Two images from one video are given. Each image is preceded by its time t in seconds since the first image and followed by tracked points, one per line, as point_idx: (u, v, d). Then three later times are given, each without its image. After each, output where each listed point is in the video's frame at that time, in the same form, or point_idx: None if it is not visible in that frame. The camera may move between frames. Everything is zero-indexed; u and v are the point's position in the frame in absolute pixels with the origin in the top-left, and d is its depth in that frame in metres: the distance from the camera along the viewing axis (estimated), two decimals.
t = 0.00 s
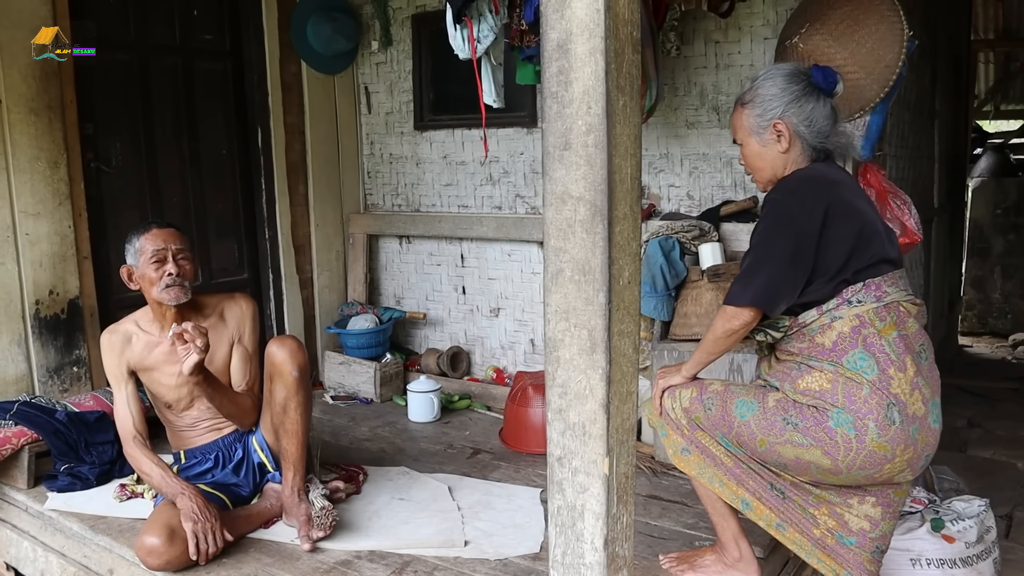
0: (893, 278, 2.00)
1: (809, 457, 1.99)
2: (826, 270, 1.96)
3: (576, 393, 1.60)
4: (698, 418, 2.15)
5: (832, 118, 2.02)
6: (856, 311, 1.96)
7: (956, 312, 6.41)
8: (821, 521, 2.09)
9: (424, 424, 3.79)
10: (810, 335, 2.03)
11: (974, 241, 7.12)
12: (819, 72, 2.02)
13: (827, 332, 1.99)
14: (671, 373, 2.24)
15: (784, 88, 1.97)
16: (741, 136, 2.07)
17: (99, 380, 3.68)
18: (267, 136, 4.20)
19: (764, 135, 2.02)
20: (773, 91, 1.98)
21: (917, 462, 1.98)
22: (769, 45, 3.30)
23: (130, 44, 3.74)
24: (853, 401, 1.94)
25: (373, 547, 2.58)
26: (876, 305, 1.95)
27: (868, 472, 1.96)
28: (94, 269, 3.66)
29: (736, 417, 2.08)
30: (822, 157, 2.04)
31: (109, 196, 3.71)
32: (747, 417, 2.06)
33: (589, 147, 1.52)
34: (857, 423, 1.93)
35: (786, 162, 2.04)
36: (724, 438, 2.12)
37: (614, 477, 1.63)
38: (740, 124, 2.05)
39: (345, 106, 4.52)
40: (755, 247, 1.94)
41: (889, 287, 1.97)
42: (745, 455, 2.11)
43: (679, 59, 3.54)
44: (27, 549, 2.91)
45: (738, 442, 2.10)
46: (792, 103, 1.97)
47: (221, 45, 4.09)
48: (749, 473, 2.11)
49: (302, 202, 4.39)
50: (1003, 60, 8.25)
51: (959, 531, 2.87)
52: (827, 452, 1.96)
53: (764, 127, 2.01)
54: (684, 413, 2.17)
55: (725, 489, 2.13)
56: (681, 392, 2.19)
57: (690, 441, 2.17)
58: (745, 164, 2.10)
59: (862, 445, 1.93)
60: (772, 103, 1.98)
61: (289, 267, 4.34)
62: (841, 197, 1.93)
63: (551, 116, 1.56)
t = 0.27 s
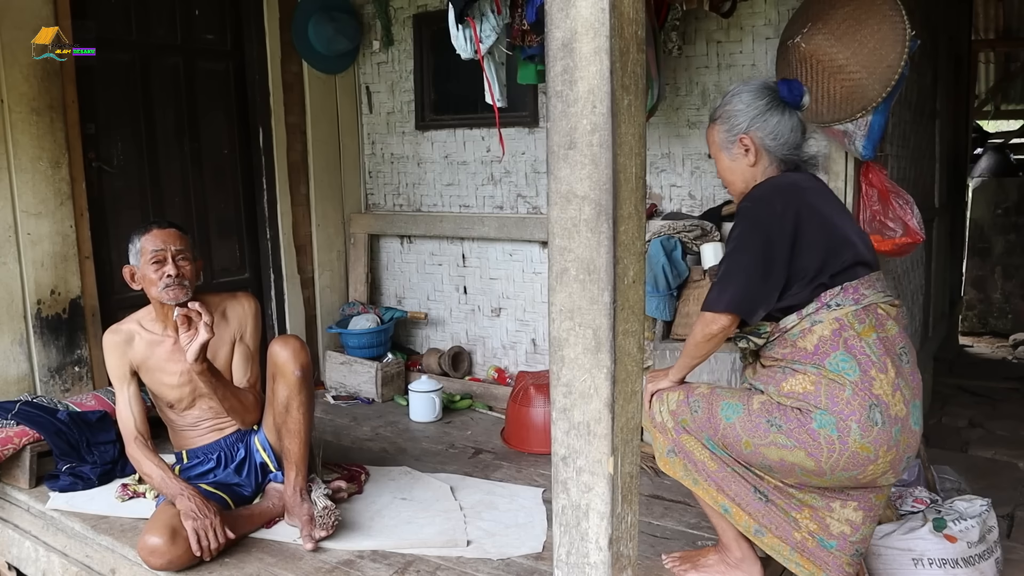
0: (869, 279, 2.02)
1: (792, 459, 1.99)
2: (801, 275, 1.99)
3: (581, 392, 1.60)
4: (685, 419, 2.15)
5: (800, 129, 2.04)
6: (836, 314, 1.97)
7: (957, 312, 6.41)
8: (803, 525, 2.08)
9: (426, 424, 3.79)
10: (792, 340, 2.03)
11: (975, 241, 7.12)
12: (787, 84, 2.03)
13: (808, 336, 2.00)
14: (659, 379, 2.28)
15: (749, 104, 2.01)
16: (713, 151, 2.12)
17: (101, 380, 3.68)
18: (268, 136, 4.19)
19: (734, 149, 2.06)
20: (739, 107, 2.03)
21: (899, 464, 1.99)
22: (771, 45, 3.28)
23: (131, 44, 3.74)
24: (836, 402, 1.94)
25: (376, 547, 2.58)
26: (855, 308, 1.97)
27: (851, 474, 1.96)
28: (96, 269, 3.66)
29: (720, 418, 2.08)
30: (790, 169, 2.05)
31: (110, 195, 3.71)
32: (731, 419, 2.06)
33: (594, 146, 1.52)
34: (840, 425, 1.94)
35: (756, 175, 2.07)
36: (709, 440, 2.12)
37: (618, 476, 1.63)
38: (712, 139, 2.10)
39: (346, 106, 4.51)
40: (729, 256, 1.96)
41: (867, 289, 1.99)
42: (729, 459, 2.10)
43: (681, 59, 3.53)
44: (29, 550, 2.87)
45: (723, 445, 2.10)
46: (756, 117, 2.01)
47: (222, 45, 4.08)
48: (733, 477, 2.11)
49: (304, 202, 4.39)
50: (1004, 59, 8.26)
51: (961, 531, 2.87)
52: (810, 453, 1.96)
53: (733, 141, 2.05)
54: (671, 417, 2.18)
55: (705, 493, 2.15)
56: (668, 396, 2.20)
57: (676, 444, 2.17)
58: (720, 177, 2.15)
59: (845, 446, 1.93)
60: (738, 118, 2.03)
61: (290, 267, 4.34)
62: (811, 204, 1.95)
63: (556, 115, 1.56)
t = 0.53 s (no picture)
0: (818, 232, 2.06)
1: (780, 411, 1.98)
2: (749, 241, 2.05)
3: (586, 391, 1.60)
4: (677, 413, 2.15)
5: (730, 126, 2.11)
6: (791, 269, 2.01)
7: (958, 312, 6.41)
8: (807, 501, 2.08)
9: (428, 424, 3.79)
10: (756, 305, 2.07)
11: (975, 241, 7.12)
12: (715, 83, 2.10)
13: (769, 295, 2.04)
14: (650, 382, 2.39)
15: (678, 103, 2.10)
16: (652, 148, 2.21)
17: (103, 380, 3.68)
18: (270, 136, 4.19)
19: (669, 146, 2.15)
20: (671, 108, 2.11)
21: (886, 402, 1.98)
22: (773, 44, 3.26)
23: (133, 44, 3.74)
24: (809, 342, 1.96)
25: (379, 546, 2.58)
26: (808, 260, 2.01)
27: (841, 414, 1.95)
28: (98, 268, 3.66)
29: (707, 397, 2.09)
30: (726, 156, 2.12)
31: (112, 195, 3.71)
32: (716, 394, 2.07)
33: (599, 145, 1.52)
34: (817, 363, 1.94)
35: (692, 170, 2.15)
36: (700, 428, 2.12)
37: (624, 475, 1.63)
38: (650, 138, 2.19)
39: (348, 105, 4.51)
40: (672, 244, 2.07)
41: (816, 243, 2.03)
42: (723, 443, 2.11)
43: (682, 59, 3.48)
44: (32, 549, 2.89)
45: (716, 428, 2.10)
46: (687, 116, 2.09)
47: (224, 45, 4.08)
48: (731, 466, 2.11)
49: (305, 202, 4.39)
50: (1004, 59, 8.26)
51: (964, 531, 2.88)
52: (795, 400, 1.96)
53: (667, 139, 2.14)
54: (661, 419, 2.17)
55: (705, 490, 2.14)
56: (655, 402, 2.20)
57: (667, 447, 2.16)
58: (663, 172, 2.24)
59: (827, 383, 1.93)
60: (670, 118, 2.11)
61: (292, 267, 4.34)
62: (739, 177, 2.03)
63: (562, 114, 1.56)
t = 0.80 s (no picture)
0: (775, 177, 2.20)
1: (770, 351, 2.04)
2: (712, 197, 2.19)
3: (589, 391, 1.61)
4: (681, 402, 2.18)
5: (685, 102, 2.20)
6: (755, 215, 2.13)
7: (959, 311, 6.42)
8: (822, 456, 2.14)
9: (429, 424, 3.79)
10: (730, 258, 2.18)
11: (976, 241, 7.12)
12: (668, 60, 2.17)
13: (739, 241, 2.15)
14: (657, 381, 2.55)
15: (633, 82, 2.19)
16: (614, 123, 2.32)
17: (104, 380, 3.69)
18: (271, 135, 4.20)
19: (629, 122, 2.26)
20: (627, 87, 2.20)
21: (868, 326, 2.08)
22: (774, 45, 3.26)
23: (135, 44, 3.74)
24: (781, 275, 2.05)
25: (381, 546, 2.58)
26: (768, 203, 2.14)
27: (829, 340, 2.03)
28: (100, 269, 3.66)
29: (703, 370, 2.13)
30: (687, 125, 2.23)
31: (114, 195, 3.71)
32: (710, 361, 2.12)
33: (603, 145, 1.53)
34: (792, 293, 2.03)
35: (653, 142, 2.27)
36: (703, 409, 2.15)
37: (627, 475, 1.63)
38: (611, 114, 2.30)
39: (349, 106, 4.51)
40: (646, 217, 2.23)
41: (775, 186, 2.17)
42: (731, 419, 2.14)
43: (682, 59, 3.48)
44: (34, 549, 2.93)
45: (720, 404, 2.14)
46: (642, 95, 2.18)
47: (225, 45, 4.08)
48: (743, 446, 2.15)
49: (307, 202, 4.40)
50: (1005, 59, 8.26)
51: (965, 531, 2.88)
52: (781, 335, 2.03)
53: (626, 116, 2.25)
54: (667, 415, 2.21)
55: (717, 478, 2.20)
56: (659, 403, 2.24)
57: (676, 443, 2.20)
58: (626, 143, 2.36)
59: (806, 310, 2.02)
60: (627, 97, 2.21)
61: (293, 267, 4.34)
62: (690, 142, 2.16)
63: (565, 115, 1.57)
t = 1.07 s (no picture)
0: (766, 155, 2.29)
1: (758, 331, 2.10)
2: (704, 175, 2.31)
3: (592, 391, 1.61)
4: (681, 398, 2.24)
5: (682, 82, 2.30)
6: (745, 193, 2.22)
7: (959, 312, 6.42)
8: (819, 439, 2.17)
9: (430, 424, 3.80)
10: (720, 235, 2.28)
11: (976, 241, 7.13)
12: (666, 42, 2.29)
13: (728, 219, 2.24)
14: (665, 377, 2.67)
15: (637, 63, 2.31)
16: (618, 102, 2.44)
17: (106, 380, 3.69)
18: (272, 135, 4.20)
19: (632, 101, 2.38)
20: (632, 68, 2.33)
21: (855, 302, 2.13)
22: (775, 45, 3.27)
23: (137, 44, 3.74)
24: (766, 253, 2.12)
25: (383, 545, 2.59)
26: (757, 181, 2.23)
27: (815, 317, 2.09)
28: (101, 268, 3.67)
29: (698, 360, 2.20)
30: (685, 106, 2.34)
31: (115, 195, 3.72)
32: (704, 350, 2.18)
33: (605, 146, 1.53)
34: (777, 272, 2.10)
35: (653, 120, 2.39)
36: (701, 401, 2.20)
37: (630, 474, 1.64)
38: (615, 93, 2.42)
39: (349, 105, 4.51)
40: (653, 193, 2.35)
41: (766, 164, 2.25)
42: (729, 412, 2.17)
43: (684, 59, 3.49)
44: (36, 548, 2.93)
45: (717, 395, 2.18)
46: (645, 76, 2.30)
47: (227, 45, 4.09)
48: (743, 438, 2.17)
49: (308, 201, 4.40)
50: (1005, 59, 8.27)
51: (965, 530, 2.88)
52: (768, 314, 2.09)
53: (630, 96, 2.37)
54: (668, 412, 2.27)
55: (718, 477, 2.19)
56: (660, 400, 2.30)
57: (677, 438, 2.25)
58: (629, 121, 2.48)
59: (791, 288, 2.08)
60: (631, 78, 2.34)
61: (294, 267, 4.34)
62: (684, 122, 2.29)
63: (568, 115, 1.57)
